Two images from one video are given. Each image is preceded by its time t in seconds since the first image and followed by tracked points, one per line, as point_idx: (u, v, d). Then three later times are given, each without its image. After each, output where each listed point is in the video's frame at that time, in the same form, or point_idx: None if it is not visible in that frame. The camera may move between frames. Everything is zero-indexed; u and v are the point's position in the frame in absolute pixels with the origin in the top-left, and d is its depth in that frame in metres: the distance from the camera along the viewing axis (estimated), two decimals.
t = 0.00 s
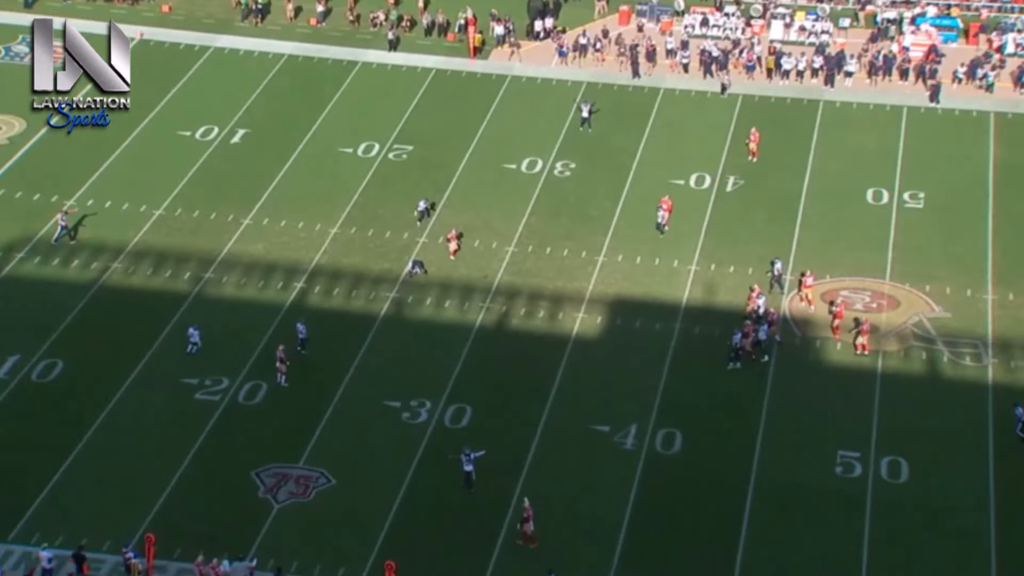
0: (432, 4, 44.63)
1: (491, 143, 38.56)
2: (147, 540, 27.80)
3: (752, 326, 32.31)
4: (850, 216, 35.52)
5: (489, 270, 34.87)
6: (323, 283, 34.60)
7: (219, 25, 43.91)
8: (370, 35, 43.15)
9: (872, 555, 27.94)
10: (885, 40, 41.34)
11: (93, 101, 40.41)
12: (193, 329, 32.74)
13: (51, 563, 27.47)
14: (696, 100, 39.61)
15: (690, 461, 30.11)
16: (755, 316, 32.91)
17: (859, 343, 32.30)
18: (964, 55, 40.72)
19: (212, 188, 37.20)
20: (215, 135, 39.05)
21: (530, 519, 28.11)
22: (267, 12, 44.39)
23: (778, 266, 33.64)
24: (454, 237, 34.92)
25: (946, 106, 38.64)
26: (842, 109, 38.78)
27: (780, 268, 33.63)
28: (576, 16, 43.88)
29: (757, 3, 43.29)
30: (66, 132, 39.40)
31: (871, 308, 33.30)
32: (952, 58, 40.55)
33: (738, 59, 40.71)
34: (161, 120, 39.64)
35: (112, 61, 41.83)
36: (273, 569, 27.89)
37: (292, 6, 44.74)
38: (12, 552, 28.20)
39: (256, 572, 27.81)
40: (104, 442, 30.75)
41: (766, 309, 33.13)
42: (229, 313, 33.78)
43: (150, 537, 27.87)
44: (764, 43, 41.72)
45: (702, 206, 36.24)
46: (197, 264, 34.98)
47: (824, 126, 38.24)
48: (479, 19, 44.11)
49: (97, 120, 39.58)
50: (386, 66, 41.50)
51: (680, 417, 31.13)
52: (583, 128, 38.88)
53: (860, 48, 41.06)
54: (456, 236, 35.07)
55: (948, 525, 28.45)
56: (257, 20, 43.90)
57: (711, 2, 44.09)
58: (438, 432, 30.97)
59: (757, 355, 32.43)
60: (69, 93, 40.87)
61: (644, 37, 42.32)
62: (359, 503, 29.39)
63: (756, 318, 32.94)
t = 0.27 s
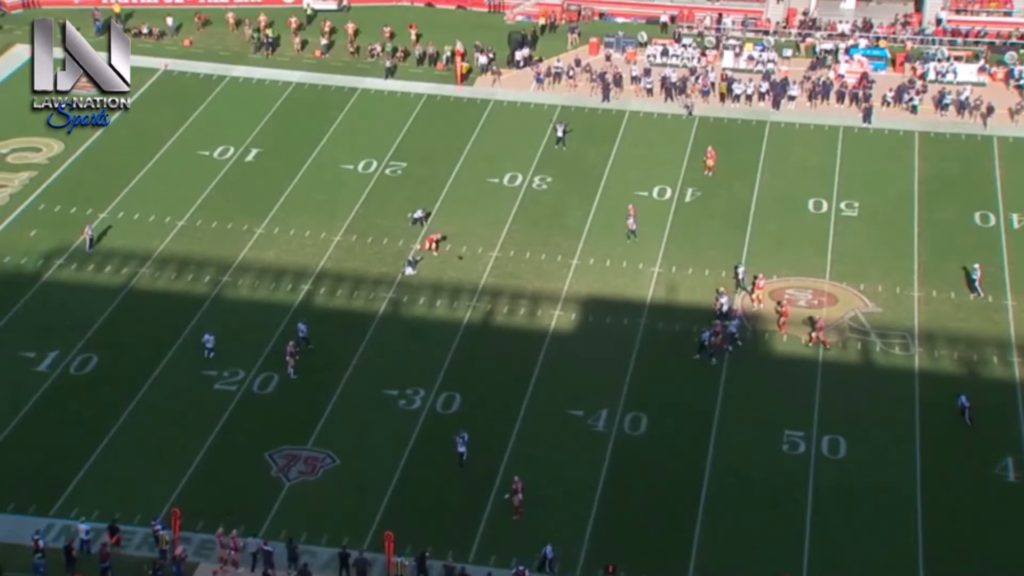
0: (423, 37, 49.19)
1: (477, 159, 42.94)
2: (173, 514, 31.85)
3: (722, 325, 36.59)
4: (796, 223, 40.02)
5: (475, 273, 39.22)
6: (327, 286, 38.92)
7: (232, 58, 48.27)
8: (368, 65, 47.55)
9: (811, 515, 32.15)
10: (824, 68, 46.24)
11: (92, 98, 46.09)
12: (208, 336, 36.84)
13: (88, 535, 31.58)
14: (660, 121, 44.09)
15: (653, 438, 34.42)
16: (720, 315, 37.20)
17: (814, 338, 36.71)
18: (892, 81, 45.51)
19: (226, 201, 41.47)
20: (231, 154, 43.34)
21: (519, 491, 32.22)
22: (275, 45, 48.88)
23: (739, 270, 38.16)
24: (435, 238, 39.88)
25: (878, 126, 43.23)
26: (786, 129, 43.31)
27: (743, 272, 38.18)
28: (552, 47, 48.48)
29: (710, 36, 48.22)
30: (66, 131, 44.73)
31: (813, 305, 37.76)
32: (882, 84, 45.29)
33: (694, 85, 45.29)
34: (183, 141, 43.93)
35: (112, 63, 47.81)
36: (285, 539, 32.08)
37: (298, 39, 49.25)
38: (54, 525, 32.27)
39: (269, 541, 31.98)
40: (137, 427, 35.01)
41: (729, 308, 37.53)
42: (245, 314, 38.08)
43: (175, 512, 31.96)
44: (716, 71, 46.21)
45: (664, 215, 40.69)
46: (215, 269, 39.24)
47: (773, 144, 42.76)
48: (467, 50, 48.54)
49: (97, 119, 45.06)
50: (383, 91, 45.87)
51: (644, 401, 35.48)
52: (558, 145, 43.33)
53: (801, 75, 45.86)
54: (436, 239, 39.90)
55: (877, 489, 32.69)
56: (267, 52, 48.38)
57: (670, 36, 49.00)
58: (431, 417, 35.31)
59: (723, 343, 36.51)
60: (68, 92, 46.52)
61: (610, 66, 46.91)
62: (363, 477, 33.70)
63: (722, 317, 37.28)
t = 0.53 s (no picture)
0: (417, 37, 49.20)
1: (471, 160, 42.96)
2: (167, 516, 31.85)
3: (729, 325, 36.69)
4: (789, 223, 40.08)
5: (470, 274, 39.23)
6: (321, 286, 38.91)
7: (226, 58, 48.27)
8: (362, 65, 47.54)
9: (805, 513, 32.19)
10: (817, 68, 46.34)
11: (96, 99, 45.94)
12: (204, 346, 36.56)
13: (82, 536, 31.57)
14: (654, 121, 44.16)
15: (647, 437, 34.43)
16: (723, 315, 37.10)
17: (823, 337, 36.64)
18: (885, 81, 45.65)
19: (219, 202, 41.46)
20: (224, 155, 43.32)
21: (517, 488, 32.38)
22: (269, 45, 48.78)
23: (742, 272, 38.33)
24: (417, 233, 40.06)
25: (871, 126, 43.32)
26: (780, 129, 43.39)
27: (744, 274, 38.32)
28: (546, 47, 48.54)
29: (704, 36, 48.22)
30: (66, 132, 44.67)
31: (806, 305, 37.82)
32: (874, 84, 45.43)
33: (687, 85, 45.21)
34: (176, 142, 43.90)
35: (112, 63, 47.68)
36: (279, 540, 32.09)
37: (291, 40, 49.23)
38: (48, 527, 32.30)
39: (263, 542, 31.98)
40: (130, 428, 35.00)
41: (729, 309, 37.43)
42: (239, 315, 38.07)
43: (169, 513, 31.98)
44: (710, 71, 46.22)
45: (658, 215, 40.74)
46: (209, 270, 39.22)
47: (766, 144, 42.81)
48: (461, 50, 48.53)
49: (97, 119, 44.98)
50: (377, 92, 45.87)
51: (638, 401, 35.50)
52: (552, 145, 43.30)
53: (794, 75, 46.01)
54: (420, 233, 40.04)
55: (872, 488, 32.75)
56: (260, 52, 48.31)
57: (663, 36, 49.13)
58: (425, 417, 35.32)
59: (728, 344, 36.62)
60: (68, 93, 46.45)
61: (604, 66, 46.99)
62: (357, 477, 33.73)
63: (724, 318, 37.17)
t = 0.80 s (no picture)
0: (417, 38, 49.08)
1: (470, 160, 42.84)
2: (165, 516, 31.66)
3: (739, 327, 36.50)
4: (790, 223, 39.96)
5: (469, 274, 39.10)
6: (321, 287, 38.78)
7: (226, 58, 48.19)
8: (361, 65, 47.45)
9: (805, 512, 32.06)
10: (817, 68, 46.25)
11: (95, 98, 45.81)
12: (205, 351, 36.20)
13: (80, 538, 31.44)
14: (654, 121, 44.05)
15: (648, 438, 34.29)
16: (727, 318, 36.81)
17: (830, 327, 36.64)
18: (886, 81, 45.56)
19: (218, 202, 41.34)
20: (223, 154, 43.22)
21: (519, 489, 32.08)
22: (268, 45, 48.66)
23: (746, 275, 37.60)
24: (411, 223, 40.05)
25: (872, 126, 43.19)
26: (781, 129, 43.26)
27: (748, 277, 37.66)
28: (545, 47, 48.45)
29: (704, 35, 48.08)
30: (66, 131, 44.54)
31: (807, 305, 37.69)
32: (875, 85, 45.31)
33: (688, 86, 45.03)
34: (174, 142, 43.79)
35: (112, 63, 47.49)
36: (278, 542, 31.96)
37: (290, 39, 49.12)
38: (46, 528, 32.16)
39: (262, 544, 31.84)
40: (127, 428, 34.89)
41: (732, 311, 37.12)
42: (238, 315, 37.94)
43: (167, 514, 31.82)
44: (710, 71, 46.11)
45: (658, 215, 40.62)
46: (207, 270, 39.10)
47: (767, 144, 42.68)
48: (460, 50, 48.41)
49: (97, 119, 44.82)
50: (376, 91, 45.76)
51: (638, 401, 35.36)
52: (552, 146, 43.16)
53: (795, 75, 45.90)
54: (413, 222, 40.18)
55: (873, 489, 32.62)
56: (259, 52, 48.19)
57: (663, 36, 49.02)
58: (425, 418, 35.19)
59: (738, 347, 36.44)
60: (67, 93, 46.29)
61: (604, 66, 46.88)
62: (357, 477, 33.61)
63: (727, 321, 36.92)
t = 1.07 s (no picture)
0: (405, 24, 46.59)
1: (460, 151, 40.46)
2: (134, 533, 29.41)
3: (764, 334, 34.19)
4: (801, 218, 37.63)
5: (460, 273, 36.71)
6: (301, 287, 36.37)
7: (200, 44, 45.61)
8: (343, 51, 44.95)
9: (820, 533, 29.88)
10: (831, 53, 43.86)
11: (95, 98, 42.70)
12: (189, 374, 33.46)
13: (43, 556, 29.11)
14: (655, 110, 41.69)
15: (651, 449, 32.00)
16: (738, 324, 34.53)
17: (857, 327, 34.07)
18: (904, 66, 43.18)
19: (192, 197, 38.91)
20: (196, 146, 40.78)
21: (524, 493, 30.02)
22: (245, 30, 46.07)
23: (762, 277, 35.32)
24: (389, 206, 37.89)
25: (888, 114, 40.87)
26: (792, 119, 40.91)
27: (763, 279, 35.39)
28: (540, 32, 45.96)
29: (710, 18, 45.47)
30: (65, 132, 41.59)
31: (819, 306, 35.33)
32: (892, 70, 42.91)
33: (692, 71, 42.71)
34: (145, 133, 41.34)
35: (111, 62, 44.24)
36: (256, 560, 29.64)
37: (268, 23, 46.51)
38: (4, 547, 29.82)
39: (239, 562, 29.53)
40: (95, 439, 32.48)
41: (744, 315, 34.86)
42: (211, 317, 35.51)
43: (139, 530, 29.53)
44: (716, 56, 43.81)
45: (661, 210, 38.28)
46: (180, 270, 36.67)
47: (776, 135, 40.32)
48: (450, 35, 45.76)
49: (97, 120, 41.75)
50: (359, 79, 43.34)
51: (641, 409, 33.01)
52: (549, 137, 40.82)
53: (806, 60, 43.48)
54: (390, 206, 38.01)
55: (894, 504, 30.41)
56: (236, 38, 45.63)
57: (666, 19, 46.33)
58: (413, 427, 32.78)
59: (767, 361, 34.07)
60: (68, 92, 43.15)
61: (603, 51, 44.48)
62: (340, 491, 31.26)
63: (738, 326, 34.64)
